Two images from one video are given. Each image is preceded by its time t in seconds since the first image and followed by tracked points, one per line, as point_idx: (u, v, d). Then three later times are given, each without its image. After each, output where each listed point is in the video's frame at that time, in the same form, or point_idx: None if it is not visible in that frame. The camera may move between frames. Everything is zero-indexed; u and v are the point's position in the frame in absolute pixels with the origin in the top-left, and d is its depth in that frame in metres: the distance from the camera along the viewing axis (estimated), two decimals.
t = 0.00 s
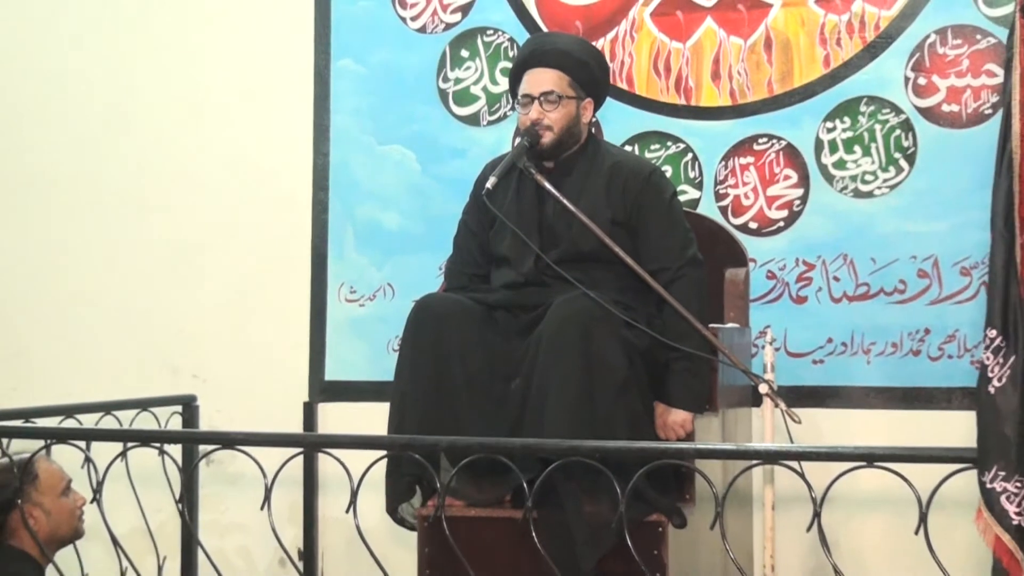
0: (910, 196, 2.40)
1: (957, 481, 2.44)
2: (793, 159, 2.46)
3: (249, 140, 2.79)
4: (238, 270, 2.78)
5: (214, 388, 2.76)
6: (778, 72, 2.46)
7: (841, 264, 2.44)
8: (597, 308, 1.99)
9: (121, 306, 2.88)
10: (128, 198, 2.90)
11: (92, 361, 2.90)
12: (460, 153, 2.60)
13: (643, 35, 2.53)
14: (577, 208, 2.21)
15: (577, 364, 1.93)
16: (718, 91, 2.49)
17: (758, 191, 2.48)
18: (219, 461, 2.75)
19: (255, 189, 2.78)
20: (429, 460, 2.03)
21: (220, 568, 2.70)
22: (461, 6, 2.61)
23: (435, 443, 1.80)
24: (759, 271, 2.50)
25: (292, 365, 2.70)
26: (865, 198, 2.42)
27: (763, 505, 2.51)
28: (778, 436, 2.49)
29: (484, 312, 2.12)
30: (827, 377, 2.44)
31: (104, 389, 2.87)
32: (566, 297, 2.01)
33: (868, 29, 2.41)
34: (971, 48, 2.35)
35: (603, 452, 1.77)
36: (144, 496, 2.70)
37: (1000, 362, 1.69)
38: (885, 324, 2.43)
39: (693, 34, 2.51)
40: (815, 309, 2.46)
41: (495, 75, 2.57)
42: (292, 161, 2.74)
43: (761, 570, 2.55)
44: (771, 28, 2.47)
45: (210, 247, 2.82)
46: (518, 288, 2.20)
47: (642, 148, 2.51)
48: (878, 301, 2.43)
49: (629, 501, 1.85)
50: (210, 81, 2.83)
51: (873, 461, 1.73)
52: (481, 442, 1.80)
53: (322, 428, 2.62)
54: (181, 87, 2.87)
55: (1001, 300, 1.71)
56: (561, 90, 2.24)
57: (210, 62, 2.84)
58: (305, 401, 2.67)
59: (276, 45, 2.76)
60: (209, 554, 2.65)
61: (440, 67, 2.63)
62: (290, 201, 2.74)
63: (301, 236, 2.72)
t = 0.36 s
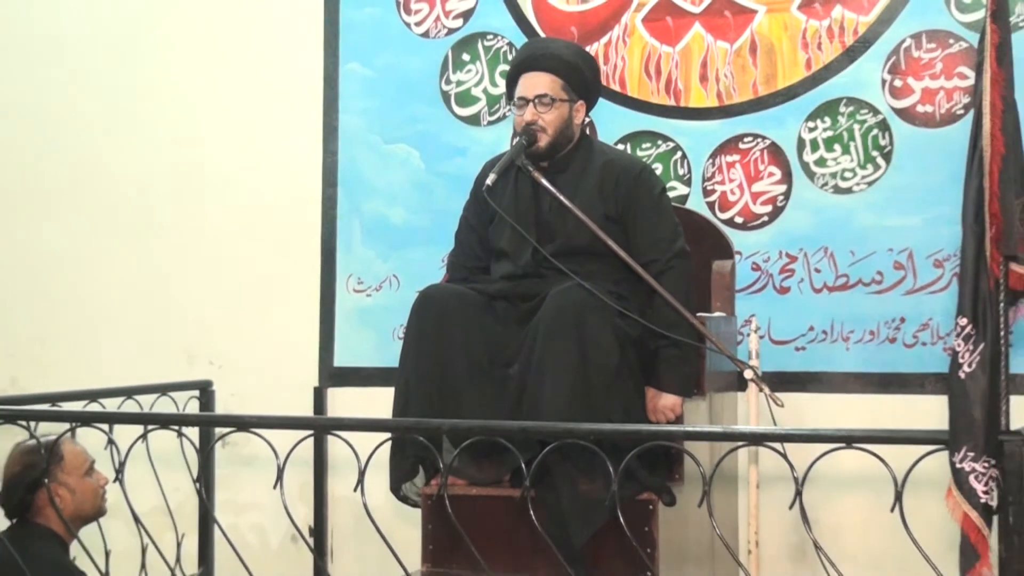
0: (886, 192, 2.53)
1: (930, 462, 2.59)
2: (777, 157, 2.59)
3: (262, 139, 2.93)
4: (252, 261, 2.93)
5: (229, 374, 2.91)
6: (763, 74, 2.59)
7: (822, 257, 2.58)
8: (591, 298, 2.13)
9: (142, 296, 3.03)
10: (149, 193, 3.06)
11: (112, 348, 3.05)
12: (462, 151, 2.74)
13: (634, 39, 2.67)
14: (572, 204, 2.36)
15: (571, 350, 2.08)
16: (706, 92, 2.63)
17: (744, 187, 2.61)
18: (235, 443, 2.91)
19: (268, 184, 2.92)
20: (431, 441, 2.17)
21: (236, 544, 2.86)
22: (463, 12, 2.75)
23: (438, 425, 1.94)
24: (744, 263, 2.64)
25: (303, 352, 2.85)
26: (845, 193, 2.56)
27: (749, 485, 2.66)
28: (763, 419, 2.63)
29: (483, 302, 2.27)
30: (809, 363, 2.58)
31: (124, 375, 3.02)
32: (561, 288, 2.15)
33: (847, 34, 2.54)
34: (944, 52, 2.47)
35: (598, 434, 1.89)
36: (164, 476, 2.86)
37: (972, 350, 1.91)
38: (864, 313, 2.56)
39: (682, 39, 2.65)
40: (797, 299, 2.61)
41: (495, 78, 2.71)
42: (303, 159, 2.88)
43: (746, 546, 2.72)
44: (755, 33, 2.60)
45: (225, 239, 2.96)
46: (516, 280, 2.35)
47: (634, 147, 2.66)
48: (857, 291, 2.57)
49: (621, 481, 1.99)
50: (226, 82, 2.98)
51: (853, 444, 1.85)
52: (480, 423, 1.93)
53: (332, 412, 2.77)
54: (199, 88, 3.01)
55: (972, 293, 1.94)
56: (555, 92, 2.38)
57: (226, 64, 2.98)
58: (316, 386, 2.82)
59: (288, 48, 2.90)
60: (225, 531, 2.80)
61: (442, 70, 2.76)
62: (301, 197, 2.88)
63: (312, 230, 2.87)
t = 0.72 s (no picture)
0: (865, 189, 2.67)
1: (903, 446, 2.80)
2: (762, 156, 2.73)
3: (273, 137, 3.08)
4: (264, 254, 3.08)
5: (243, 361, 3.07)
6: (748, 78, 2.73)
7: (805, 250, 2.72)
8: (585, 290, 2.28)
9: (159, 287, 3.19)
10: (165, 189, 3.20)
11: (131, 336, 3.20)
12: (463, 150, 2.87)
13: (627, 44, 2.81)
14: (568, 200, 2.50)
15: (567, 336, 2.23)
16: (694, 94, 2.77)
17: (731, 184, 2.75)
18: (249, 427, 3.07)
19: (279, 180, 3.07)
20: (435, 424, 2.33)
21: (250, 521, 3.02)
22: (465, 18, 2.89)
23: (440, 410, 2.07)
24: (731, 255, 2.79)
25: (313, 340, 3.00)
26: (826, 190, 2.69)
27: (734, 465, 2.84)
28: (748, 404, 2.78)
29: (484, 293, 2.41)
30: (791, 351, 2.73)
31: (143, 361, 3.18)
32: (557, 279, 2.29)
33: (828, 39, 2.68)
34: (919, 56, 2.61)
35: (592, 418, 2.01)
36: (182, 457, 3.02)
37: (941, 338, 1.87)
38: (844, 303, 2.70)
39: (673, 44, 2.79)
40: (781, 290, 2.74)
41: (495, 80, 2.84)
42: (312, 157, 3.03)
43: (731, 525, 2.85)
44: (741, 38, 2.74)
45: (239, 232, 3.11)
46: (515, 272, 2.49)
47: (626, 146, 2.80)
48: (837, 283, 2.70)
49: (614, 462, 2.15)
50: (239, 83, 3.12)
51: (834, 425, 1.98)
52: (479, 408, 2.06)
53: (340, 396, 2.92)
54: (213, 88, 3.15)
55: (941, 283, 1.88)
56: (555, 95, 2.53)
57: (239, 66, 3.12)
58: (325, 372, 2.97)
59: (298, 52, 3.05)
60: (241, 509, 2.97)
61: (444, 73, 2.90)
62: (310, 192, 3.03)
63: (320, 224, 3.01)
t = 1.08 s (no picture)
0: (847, 183, 2.81)
1: (882, 426, 2.96)
2: (748, 152, 2.87)
3: (284, 134, 3.22)
4: (275, 244, 3.22)
5: (256, 347, 3.22)
6: (736, 78, 2.87)
7: (789, 241, 2.86)
8: (581, 279, 2.43)
9: (176, 275, 3.34)
10: (181, 182, 3.35)
11: (150, 323, 3.36)
12: (465, 146, 3.02)
13: (621, 46, 2.95)
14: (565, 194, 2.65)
15: (564, 322, 2.38)
16: (685, 93, 2.91)
17: (719, 179, 2.89)
18: (262, 409, 3.23)
19: (290, 174, 3.21)
20: (439, 407, 2.49)
21: (264, 498, 3.19)
22: (468, 22, 3.04)
23: (444, 392, 2.23)
24: (720, 246, 2.92)
25: (323, 327, 3.15)
26: (810, 184, 2.84)
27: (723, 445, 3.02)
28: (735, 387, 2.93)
29: (485, 282, 2.57)
30: (776, 337, 2.87)
31: (161, 347, 3.33)
32: (554, 269, 2.44)
33: (811, 41, 2.81)
34: (898, 58, 2.75)
35: (587, 401, 2.16)
36: (200, 438, 3.19)
37: (918, 326, 2.19)
38: (826, 292, 2.83)
39: (664, 46, 2.93)
40: (767, 279, 2.88)
41: (495, 81, 2.99)
42: (323, 152, 3.17)
43: (720, 501, 3.04)
44: (729, 41, 2.89)
45: (251, 224, 3.26)
46: (516, 263, 2.65)
47: (620, 143, 2.95)
48: (820, 273, 2.84)
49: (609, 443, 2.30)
50: (251, 82, 3.26)
51: (817, 407, 2.13)
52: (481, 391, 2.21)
53: (350, 380, 3.08)
54: (227, 86, 3.29)
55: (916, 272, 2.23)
56: (547, 94, 2.68)
57: (252, 64, 3.26)
58: (334, 357, 3.12)
59: (308, 52, 3.18)
60: (255, 486, 3.13)
61: (447, 73, 3.05)
62: (320, 186, 3.17)
63: (329, 216, 3.16)
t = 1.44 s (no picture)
0: (830, 176, 2.95)
1: (862, 407, 3.15)
2: (736, 147, 3.01)
3: (292, 129, 3.35)
4: (285, 234, 3.37)
5: (268, 333, 3.37)
6: (724, 76, 3.02)
7: (775, 231, 3.00)
8: (577, 266, 2.59)
9: (190, 264, 3.48)
10: (195, 175, 3.48)
11: (166, 309, 3.50)
12: (467, 141, 3.15)
13: (615, 46, 3.10)
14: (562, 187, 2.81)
15: (560, 308, 2.54)
16: (676, 91, 3.05)
17: (709, 172, 3.04)
18: (275, 391, 3.40)
19: (300, 167, 3.34)
20: (442, 388, 2.66)
21: (276, 475, 3.36)
22: (469, 23, 3.18)
23: (445, 373, 2.40)
24: (709, 236, 3.07)
25: (331, 313, 3.30)
26: (795, 177, 2.98)
27: (711, 424, 3.18)
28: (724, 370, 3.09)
29: (486, 271, 2.74)
30: (762, 322, 3.02)
31: (177, 332, 3.48)
32: (551, 258, 2.60)
33: (796, 41, 2.96)
34: (878, 57, 2.89)
35: (583, 382, 2.31)
36: (216, 420, 3.36)
37: (896, 311, 2.08)
38: (810, 279, 2.98)
39: (656, 46, 3.08)
40: (754, 268, 3.02)
41: (496, 79, 3.12)
42: (331, 147, 3.31)
43: (709, 477, 3.20)
44: (718, 41, 3.03)
45: (263, 214, 3.39)
46: (515, 252, 2.81)
47: (614, 138, 3.09)
48: (805, 261, 2.99)
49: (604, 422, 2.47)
50: (263, 79, 3.39)
51: (800, 389, 2.29)
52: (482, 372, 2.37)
53: (357, 362, 3.23)
54: (238, 83, 3.42)
55: (895, 263, 2.08)
56: (547, 91, 2.83)
57: (263, 62, 3.39)
58: (343, 342, 3.27)
59: (317, 51, 3.31)
60: (268, 464, 3.30)
61: (449, 71, 3.18)
62: (329, 179, 3.31)
63: (338, 207, 3.30)
